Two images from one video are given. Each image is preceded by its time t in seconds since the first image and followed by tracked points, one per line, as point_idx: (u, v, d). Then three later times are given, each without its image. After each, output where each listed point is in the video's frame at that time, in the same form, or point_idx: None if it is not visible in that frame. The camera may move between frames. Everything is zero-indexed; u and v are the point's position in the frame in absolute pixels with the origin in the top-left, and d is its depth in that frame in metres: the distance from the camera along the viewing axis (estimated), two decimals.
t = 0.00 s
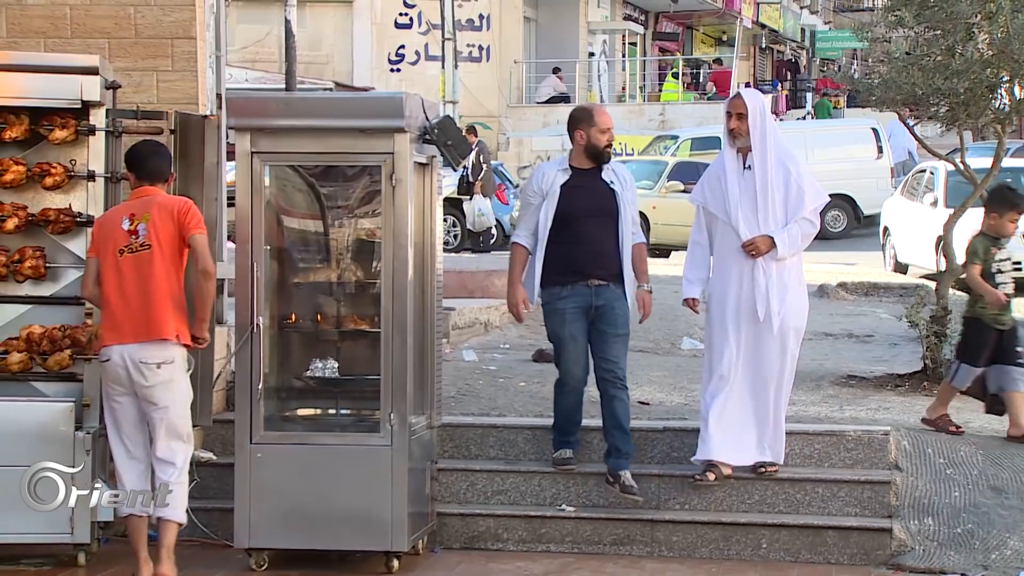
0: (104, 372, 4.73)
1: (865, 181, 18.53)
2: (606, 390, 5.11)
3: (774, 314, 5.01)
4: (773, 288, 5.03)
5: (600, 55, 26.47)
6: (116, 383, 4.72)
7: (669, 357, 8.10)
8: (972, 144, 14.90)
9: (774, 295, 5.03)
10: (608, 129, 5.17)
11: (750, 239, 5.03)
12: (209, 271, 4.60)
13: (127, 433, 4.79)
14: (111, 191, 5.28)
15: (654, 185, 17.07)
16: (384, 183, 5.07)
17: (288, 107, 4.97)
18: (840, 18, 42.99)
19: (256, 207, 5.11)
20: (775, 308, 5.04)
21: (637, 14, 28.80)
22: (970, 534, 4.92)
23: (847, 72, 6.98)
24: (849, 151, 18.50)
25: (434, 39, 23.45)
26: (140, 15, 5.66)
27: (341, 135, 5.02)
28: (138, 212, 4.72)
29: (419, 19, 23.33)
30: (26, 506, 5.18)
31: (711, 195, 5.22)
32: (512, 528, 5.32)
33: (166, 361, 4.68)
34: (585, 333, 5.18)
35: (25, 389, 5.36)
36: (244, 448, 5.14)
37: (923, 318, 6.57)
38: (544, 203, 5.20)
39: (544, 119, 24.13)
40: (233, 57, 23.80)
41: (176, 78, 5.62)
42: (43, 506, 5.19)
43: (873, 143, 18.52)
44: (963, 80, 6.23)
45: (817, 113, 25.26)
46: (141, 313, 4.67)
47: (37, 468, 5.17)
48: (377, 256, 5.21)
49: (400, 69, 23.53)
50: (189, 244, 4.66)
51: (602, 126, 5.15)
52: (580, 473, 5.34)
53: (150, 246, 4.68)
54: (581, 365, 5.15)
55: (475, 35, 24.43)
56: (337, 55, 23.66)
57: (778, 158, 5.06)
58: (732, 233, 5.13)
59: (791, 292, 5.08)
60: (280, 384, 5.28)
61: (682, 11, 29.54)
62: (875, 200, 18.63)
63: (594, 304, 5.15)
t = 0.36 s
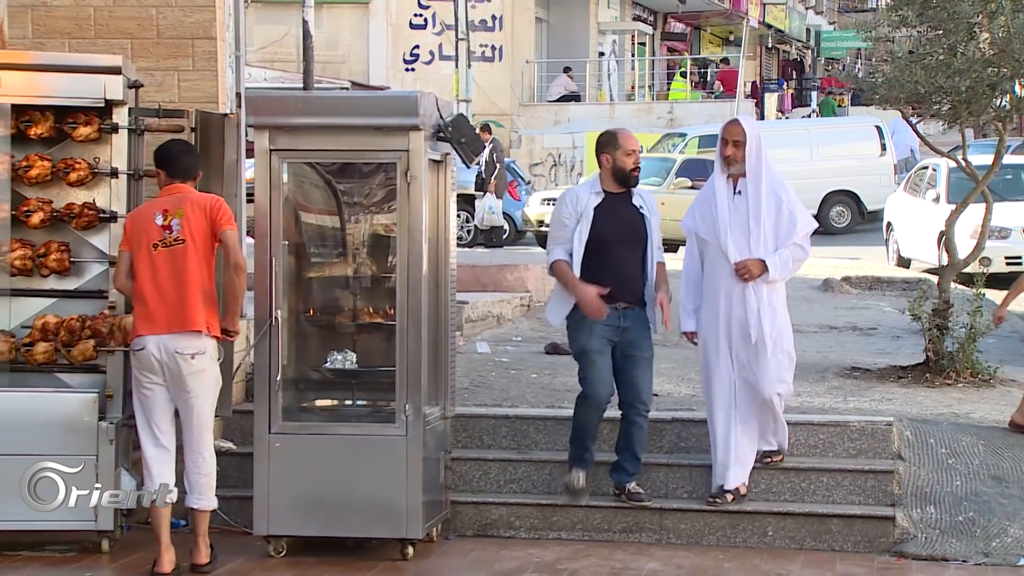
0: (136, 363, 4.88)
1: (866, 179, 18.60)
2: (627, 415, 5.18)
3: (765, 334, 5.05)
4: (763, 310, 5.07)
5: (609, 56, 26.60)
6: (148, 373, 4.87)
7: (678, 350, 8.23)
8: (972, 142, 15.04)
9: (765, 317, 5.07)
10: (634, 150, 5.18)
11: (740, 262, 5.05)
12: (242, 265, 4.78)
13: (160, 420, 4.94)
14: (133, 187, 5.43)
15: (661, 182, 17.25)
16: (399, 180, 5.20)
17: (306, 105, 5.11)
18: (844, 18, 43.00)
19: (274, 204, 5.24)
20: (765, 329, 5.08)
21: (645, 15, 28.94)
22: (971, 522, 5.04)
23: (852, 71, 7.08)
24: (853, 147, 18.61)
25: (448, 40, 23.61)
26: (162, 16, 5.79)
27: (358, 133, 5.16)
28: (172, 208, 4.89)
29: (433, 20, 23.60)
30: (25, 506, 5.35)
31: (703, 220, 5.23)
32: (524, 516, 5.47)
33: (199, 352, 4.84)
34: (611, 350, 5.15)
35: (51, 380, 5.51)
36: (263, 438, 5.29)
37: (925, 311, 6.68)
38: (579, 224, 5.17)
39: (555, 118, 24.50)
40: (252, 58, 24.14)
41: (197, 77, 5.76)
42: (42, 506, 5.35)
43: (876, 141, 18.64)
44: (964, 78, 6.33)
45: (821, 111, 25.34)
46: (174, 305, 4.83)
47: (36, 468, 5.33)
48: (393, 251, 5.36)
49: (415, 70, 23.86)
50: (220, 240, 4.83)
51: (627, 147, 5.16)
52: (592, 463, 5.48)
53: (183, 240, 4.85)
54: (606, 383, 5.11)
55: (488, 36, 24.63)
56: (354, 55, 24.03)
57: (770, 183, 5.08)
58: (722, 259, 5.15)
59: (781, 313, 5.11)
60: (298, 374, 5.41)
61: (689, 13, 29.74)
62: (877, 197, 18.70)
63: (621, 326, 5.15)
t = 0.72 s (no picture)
0: (168, 353, 5.08)
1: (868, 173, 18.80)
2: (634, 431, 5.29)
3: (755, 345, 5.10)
4: (754, 321, 5.14)
5: (618, 53, 26.70)
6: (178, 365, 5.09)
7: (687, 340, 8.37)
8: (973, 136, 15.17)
9: (755, 327, 5.13)
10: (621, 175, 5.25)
11: (732, 272, 5.14)
12: (273, 274, 4.96)
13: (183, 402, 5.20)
14: (154, 180, 5.59)
15: (670, 175, 17.30)
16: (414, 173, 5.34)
17: (323, 101, 5.25)
18: (851, 15, 42.98)
19: (293, 197, 5.39)
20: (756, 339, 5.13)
21: (654, 13, 29.05)
22: (971, 507, 5.17)
23: (856, 67, 7.19)
24: (857, 142, 18.68)
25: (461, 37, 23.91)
26: (183, 14, 5.94)
27: (373, 128, 5.29)
28: (213, 210, 5.09)
29: (447, 17, 23.93)
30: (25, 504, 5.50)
31: (698, 229, 5.36)
32: (536, 500, 5.65)
33: (230, 347, 5.08)
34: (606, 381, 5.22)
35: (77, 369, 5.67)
36: (282, 425, 5.44)
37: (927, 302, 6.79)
38: (577, 250, 5.25)
39: (565, 114, 24.63)
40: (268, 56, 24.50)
41: (217, 74, 5.90)
42: (42, 506, 5.51)
43: (878, 134, 18.70)
44: (966, 74, 6.44)
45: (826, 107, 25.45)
46: (210, 303, 5.04)
47: (37, 468, 5.48)
48: (407, 243, 5.50)
49: (429, 65, 23.99)
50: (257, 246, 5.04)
51: (614, 172, 5.24)
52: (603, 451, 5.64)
53: (223, 243, 5.06)
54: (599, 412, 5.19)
55: (501, 33, 24.77)
56: (370, 51, 24.40)
57: (761, 193, 5.18)
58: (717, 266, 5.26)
59: (774, 324, 5.15)
60: (316, 363, 5.57)
61: (697, 11, 29.84)
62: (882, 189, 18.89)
63: (619, 352, 5.20)
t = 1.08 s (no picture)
0: (177, 337, 5.24)
1: (873, 164, 19.49)
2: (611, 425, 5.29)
3: (761, 365, 5.13)
4: (761, 342, 5.15)
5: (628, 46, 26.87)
6: (184, 349, 5.24)
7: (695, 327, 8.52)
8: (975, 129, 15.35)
9: (762, 348, 5.14)
10: (605, 166, 5.32)
11: (740, 293, 5.14)
12: (277, 264, 5.25)
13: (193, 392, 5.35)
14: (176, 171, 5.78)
15: (679, 167, 17.44)
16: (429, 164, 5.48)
17: (340, 94, 5.39)
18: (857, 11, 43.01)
19: (310, 187, 5.53)
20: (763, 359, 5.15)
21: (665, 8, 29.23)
22: (972, 490, 5.29)
23: (861, 60, 7.30)
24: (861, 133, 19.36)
25: (475, 32, 24.98)
26: (205, 10, 6.08)
27: (389, 120, 5.43)
28: (220, 200, 5.25)
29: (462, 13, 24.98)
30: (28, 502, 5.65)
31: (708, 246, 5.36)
32: (548, 483, 5.84)
33: (239, 332, 5.26)
34: (594, 369, 5.34)
35: (101, 355, 5.82)
36: (300, 410, 5.59)
37: (930, 290, 6.92)
38: (561, 241, 5.37)
39: (576, 106, 24.79)
40: (291, 49, 25.68)
41: (237, 67, 6.04)
42: (43, 505, 5.66)
43: (882, 126, 19.35)
44: (968, 67, 6.55)
45: (832, 99, 25.57)
46: (220, 291, 5.21)
47: (37, 468, 5.64)
48: (422, 232, 5.63)
49: (444, 60, 25.04)
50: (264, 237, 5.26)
51: (597, 164, 5.32)
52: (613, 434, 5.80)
53: (232, 234, 5.24)
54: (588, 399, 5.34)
55: (514, 28, 25.19)
56: (387, 45, 25.44)
57: (768, 212, 5.19)
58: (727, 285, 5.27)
59: (782, 345, 5.15)
60: (333, 350, 5.72)
61: (705, 7, 29.95)
62: (885, 180, 19.61)
63: (605, 341, 5.30)
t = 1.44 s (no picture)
0: (184, 324, 5.42)
1: (874, 160, 19.73)
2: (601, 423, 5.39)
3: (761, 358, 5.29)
4: (761, 334, 5.29)
5: (635, 44, 27.21)
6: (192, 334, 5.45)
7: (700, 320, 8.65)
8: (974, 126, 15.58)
9: (762, 341, 5.29)
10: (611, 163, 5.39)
11: (741, 286, 5.29)
12: (271, 253, 5.57)
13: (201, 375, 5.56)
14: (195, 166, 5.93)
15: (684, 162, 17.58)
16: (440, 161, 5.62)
17: (353, 92, 5.54)
18: (856, 10, 43.24)
19: (325, 183, 5.67)
20: (763, 351, 5.30)
21: (669, 6, 29.45)
22: (970, 478, 5.42)
23: (862, 58, 7.42)
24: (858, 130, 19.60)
25: (485, 31, 25.17)
26: (222, 9, 6.23)
27: (401, 117, 5.57)
28: (219, 190, 5.45)
29: (472, 12, 25.28)
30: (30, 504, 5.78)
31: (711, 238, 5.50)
32: (555, 472, 5.99)
33: (243, 315, 5.51)
34: (589, 365, 5.47)
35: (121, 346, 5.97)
36: (315, 400, 5.73)
37: (930, 283, 7.03)
38: (562, 233, 5.49)
39: (584, 103, 25.25)
40: (307, 48, 26.10)
41: (254, 66, 6.19)
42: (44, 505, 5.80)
43: (884, 123, 19.61)
44: (967, 65, 6.67)
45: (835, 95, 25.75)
46: (225, 276, 5.43)
47: (38, 470, 5.78)
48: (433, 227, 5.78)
49: (455, 58, 25.38)
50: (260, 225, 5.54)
51: (603, 161, 5.39)
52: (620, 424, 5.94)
53: (233, 221, 5.47)
54: (586, 395, 5.50)
55: (523, 27, 25.62)
56: (399, 45, 25.87)
57: (770, 206, 5.32)
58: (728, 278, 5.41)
59: (782, 338, 5.30)
60: (346, 341, 5.87)
61: (710, 4, 30.10)
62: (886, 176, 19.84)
63: (599, 339, 5.40)
